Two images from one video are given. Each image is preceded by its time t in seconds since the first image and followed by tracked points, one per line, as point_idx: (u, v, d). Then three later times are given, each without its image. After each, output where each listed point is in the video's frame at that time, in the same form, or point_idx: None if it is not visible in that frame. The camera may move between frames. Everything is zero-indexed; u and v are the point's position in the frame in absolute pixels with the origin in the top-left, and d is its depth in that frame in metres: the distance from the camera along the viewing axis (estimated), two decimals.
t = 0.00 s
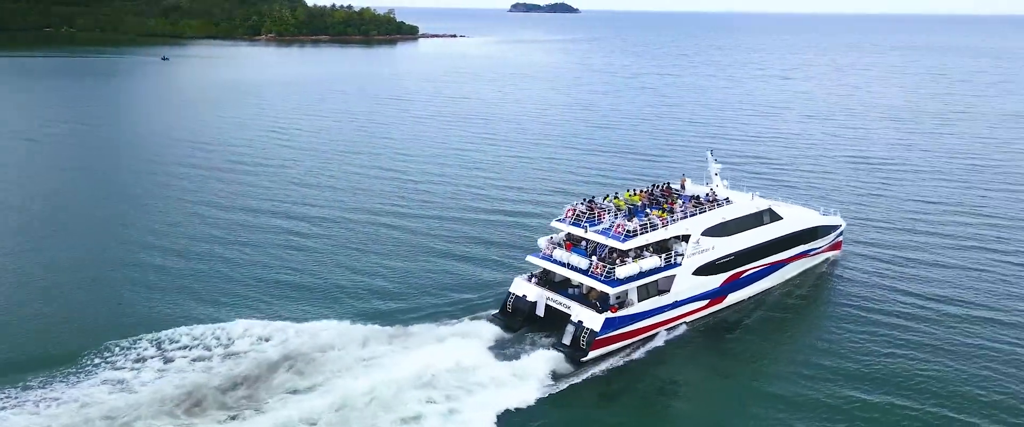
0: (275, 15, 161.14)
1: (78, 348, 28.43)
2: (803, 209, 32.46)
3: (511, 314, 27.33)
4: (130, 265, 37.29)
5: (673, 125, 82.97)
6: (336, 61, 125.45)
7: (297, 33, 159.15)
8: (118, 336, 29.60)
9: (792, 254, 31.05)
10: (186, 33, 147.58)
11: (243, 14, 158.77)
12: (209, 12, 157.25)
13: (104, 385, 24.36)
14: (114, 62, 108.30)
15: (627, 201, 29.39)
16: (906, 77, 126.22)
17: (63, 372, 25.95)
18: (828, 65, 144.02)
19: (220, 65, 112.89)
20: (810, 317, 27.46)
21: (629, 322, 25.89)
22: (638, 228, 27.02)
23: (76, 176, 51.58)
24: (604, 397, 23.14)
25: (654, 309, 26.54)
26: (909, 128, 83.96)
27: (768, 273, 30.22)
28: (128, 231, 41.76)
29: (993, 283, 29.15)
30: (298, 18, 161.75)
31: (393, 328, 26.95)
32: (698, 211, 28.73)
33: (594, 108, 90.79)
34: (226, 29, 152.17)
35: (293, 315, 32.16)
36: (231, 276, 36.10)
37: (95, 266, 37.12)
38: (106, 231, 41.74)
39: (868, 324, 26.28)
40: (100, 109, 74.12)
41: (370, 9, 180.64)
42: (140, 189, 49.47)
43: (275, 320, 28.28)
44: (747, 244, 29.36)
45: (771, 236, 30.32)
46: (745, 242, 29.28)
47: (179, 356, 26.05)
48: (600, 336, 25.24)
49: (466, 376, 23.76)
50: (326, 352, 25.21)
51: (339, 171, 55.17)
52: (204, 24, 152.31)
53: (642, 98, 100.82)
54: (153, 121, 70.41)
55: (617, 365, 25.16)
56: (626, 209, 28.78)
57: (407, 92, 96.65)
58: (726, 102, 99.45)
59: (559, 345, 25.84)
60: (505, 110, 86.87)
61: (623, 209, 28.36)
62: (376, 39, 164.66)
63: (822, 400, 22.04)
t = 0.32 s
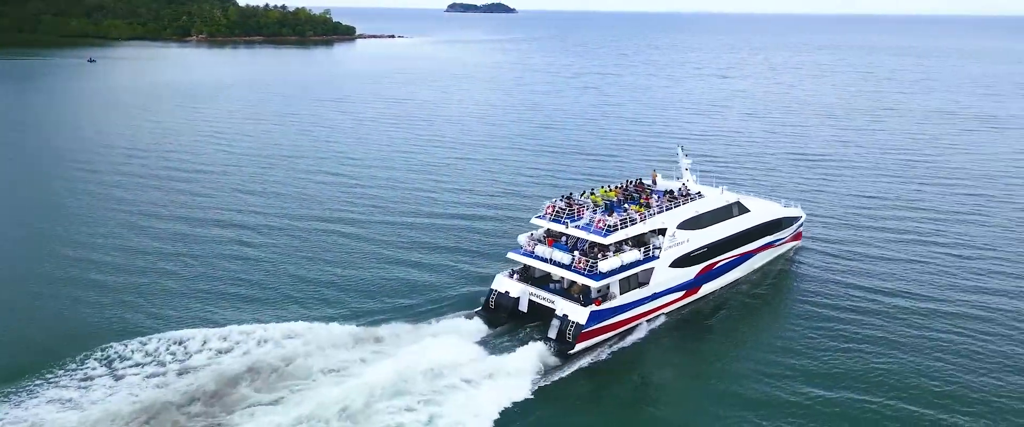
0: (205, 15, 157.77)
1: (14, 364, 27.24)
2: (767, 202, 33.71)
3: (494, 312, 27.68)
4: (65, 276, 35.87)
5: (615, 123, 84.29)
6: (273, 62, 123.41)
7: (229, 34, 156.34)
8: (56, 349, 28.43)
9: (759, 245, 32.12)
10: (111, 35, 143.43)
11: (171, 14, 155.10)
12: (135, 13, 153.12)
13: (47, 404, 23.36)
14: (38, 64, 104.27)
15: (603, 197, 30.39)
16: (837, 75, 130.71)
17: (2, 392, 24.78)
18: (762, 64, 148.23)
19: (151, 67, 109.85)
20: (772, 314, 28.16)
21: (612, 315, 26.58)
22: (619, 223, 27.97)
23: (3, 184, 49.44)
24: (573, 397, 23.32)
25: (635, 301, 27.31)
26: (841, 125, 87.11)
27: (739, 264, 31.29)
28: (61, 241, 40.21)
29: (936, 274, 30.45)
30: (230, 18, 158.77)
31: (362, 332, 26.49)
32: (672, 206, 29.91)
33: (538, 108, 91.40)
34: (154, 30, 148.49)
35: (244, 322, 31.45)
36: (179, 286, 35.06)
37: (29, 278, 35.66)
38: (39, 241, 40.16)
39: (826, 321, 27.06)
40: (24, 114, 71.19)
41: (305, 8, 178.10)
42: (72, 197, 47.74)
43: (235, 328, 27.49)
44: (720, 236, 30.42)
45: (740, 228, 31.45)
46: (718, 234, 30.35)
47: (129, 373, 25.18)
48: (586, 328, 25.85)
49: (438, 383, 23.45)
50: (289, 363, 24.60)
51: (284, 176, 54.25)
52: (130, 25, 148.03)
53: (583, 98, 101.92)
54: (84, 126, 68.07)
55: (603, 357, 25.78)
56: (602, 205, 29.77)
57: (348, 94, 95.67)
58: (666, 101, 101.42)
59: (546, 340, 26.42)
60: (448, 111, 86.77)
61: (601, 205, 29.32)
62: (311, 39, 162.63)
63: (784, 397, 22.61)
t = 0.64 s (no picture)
0: (140, 14, 153.26)
1: None
2: (737, 196, 35.14)
3: (485, 308, 28.23)
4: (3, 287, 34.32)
5: (566, 123, 84.73)
6: (214, 64, 120.52)
7: (165, 35, 152.21)
8: None
9: (733, 237, 33.52)
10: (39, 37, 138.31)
11: (104, 15, 150.34)
12: (65, 14, 147.97)
13: None
14: None
15: (588, 194, 31.45)
16: (779, 74, 133.79)
17: None
18: (707, 63, 150.84)
19: (86, 69, 106.28)
20: (741, 314, 28.63)
21: (602, 307, 27.41)
22: (606, 218, 29.00)
23: None
24: (550, 405, 23.13)
25: (624, 294, 28.26)
26: (787, 122, 89.16)
27: (715, 256, 32.65)
28: None
29: (891, 269, 31.48)
30: (166, 18, 154.64)
31: (335, 342, 25.96)
32: (654, 201, 31.15)
33: (489, 109, 91.23)
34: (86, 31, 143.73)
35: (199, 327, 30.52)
36: (129, 294, 33.81)
37: None
38: None
39: (791, 321, 27.56)
40: None
41: (244, 9, 174.35)
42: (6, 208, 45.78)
43: (200, 341, 26.67)
44: (698, 229, 31.75)
45: (716, 222, 32.80)
46: (696, 228, 31.66)
47: (82, 392, 24.24)
48: (579, 321, 26.63)
49: (414, 394, 23.05)
50: (259, 374, 24.02)
51: (233, 182, 53.01)
52: (60, 26, 142.92)
53: (534, 98, 102.17)
54: (16, 133, 65.47)
55: (594, 350, 26.58)
56: (587, 202, 30.83)
57: (294, 96, 94.01)
58: (615, 101, 102.43)
59: (538, 335, 27.10)
60: (398, 112, 85.97)
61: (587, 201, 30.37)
62: (251, 40, 159.22)
63: (757, 400, 22.93)
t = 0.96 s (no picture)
0: (130, 15, 152.62)
1: None
2: (754, 194, 35.59)
3: (512, 306, 28.71)
4: None
5: (563, 124, 84.53)
6: (206, 64, 119.92)
7: (156, 35, 151.45)
8: None
9: (751, 235, 33.97)
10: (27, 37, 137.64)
11: (93, 15, 149.54)
12: (53, 14, 147.14)
13: None
14: None
15: (610, 192, 31.97)
16: (774, 74, 133.86)
17: None
18: (702, 63, 150.90)
19: (78, 69, 105.73)
20: (750, 321, 28.46)
21: (629, 304, 27.90)
22: (632, 215, 29.55)
23: None
24: (564, 415, 22.87)
25: (649, 290, 28.77)
26: (784, 122, 89.17)
27: (735, 253, 33.20)
28: None
29: (902, 273, 31.42)
30: (156, 18, 153.86)
31: (346, 349, 25.65)
32: (676, 199, 31.74)
33: (485, 109, 91.02)
34: (74, 31, 142.94)
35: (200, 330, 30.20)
36: (128, 298, 33.43)
37: None
38: None
39: (803, 329, 27.35)
40: None
41: (235, 8, 173.58)
42: None
43: (208, 348, 26.36)
44: (720, 227, 32.27)
45: (736, 219, 33.30)
46: (718, 224, 32.19)
47: (85, 400, 23.91)
48: (607, 317, 27.11)
49: (430, 400, 22.85)
50: (270, 382, 23.72)
51: (227, 185, 52.65)
52: (47, 26, 142.37)
53: (530, 99, 101.97)
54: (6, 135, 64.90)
55: (622, 346, 27.05)
56: (610, 200, 31.25)
57: (289, 97, 93.56)
58: (612, 101, 102.36)
59: (567, 330, 27.60)
60: (394, 114, 85.62)
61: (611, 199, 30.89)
62: (242, 40, 158.39)
63: (772, 409, 22.74)
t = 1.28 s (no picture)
0: (131, 15, 152.54)
1: None
2: (781, 193, 35.64)
3: (546, 303, 29.02)
4: None
5: (568, 125, 84.06)
6: (207, 64, 119.59)
7: (156, 35, 151.22)
8: None
9: (778, 234, 34.05)
10: (27, 36, 137.56)
11: (94, 15, 149.38)
12: (53, 14, 147.02)
13: None
14: None
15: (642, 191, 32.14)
16: (779, 74, 133.18)
17: None
18: (705, 63, 150.29)
19: (79, 69, 105.59)
20: (769, 329, 27.97)
21: (662, 302, 28.16)
22: (666, 214, 29.71)
23: None
24: None
25: (682, 288, 29.04)
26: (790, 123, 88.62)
27: (763, 251, 33.42)
28: None
29: (924, 280, 30.95)
30: (156, 18, 153.61)
31: (364, 357, 25.15)
32: (708, 198, 31.95)
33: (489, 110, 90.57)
34: (74, 31, 142.77)
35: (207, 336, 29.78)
36: (135, 304, 32.99)
37: None
38: None
39: (826, 339, 26.84)
40: None
41: (236, 8, 173.23)
42: None
43: (220, 357, 25.85)
44: (750, 225, 32.44)
45: (764, 218, 33.43)
46: (748, 223, 32.34)
47: (94, 408, 23.48)
48: (642, 314, 27.41)
49: (453, 411, 22.43)
50: (287, 392, 23.26)
51: (230, 188, 52.25)
52: (47, 26, 142.32)
53: (534, 99, 101.45)
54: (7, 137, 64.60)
55: (657, 344, 27.37)
56: (643, 199, 31.42)
57: (291, 98, 93.17)
58: (617, 101, 101.93)
59: (603, 327, 27.94)
60: (398, 115, 85.19)
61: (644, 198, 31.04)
62: (243, 40, 157.79)
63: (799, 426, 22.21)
